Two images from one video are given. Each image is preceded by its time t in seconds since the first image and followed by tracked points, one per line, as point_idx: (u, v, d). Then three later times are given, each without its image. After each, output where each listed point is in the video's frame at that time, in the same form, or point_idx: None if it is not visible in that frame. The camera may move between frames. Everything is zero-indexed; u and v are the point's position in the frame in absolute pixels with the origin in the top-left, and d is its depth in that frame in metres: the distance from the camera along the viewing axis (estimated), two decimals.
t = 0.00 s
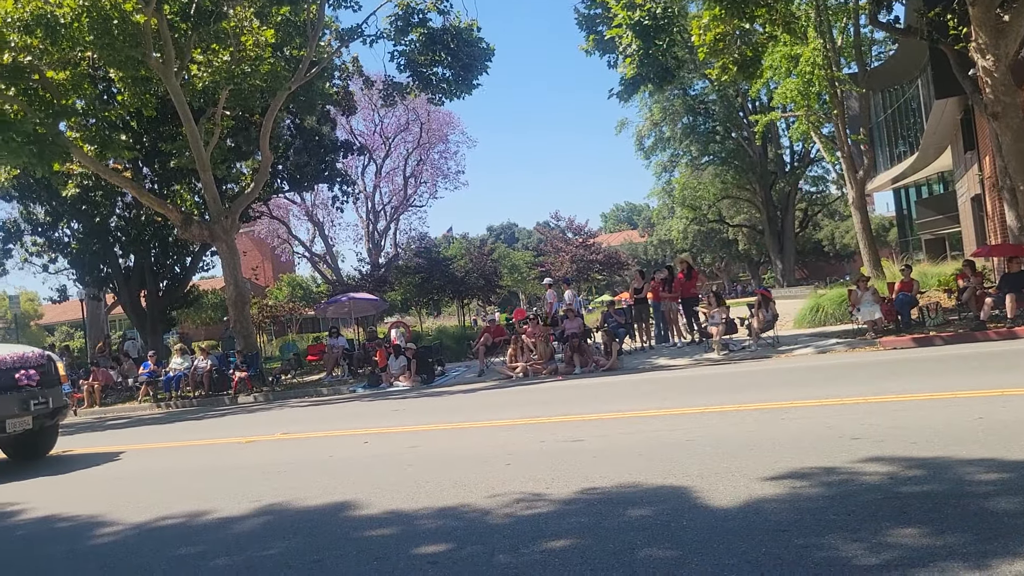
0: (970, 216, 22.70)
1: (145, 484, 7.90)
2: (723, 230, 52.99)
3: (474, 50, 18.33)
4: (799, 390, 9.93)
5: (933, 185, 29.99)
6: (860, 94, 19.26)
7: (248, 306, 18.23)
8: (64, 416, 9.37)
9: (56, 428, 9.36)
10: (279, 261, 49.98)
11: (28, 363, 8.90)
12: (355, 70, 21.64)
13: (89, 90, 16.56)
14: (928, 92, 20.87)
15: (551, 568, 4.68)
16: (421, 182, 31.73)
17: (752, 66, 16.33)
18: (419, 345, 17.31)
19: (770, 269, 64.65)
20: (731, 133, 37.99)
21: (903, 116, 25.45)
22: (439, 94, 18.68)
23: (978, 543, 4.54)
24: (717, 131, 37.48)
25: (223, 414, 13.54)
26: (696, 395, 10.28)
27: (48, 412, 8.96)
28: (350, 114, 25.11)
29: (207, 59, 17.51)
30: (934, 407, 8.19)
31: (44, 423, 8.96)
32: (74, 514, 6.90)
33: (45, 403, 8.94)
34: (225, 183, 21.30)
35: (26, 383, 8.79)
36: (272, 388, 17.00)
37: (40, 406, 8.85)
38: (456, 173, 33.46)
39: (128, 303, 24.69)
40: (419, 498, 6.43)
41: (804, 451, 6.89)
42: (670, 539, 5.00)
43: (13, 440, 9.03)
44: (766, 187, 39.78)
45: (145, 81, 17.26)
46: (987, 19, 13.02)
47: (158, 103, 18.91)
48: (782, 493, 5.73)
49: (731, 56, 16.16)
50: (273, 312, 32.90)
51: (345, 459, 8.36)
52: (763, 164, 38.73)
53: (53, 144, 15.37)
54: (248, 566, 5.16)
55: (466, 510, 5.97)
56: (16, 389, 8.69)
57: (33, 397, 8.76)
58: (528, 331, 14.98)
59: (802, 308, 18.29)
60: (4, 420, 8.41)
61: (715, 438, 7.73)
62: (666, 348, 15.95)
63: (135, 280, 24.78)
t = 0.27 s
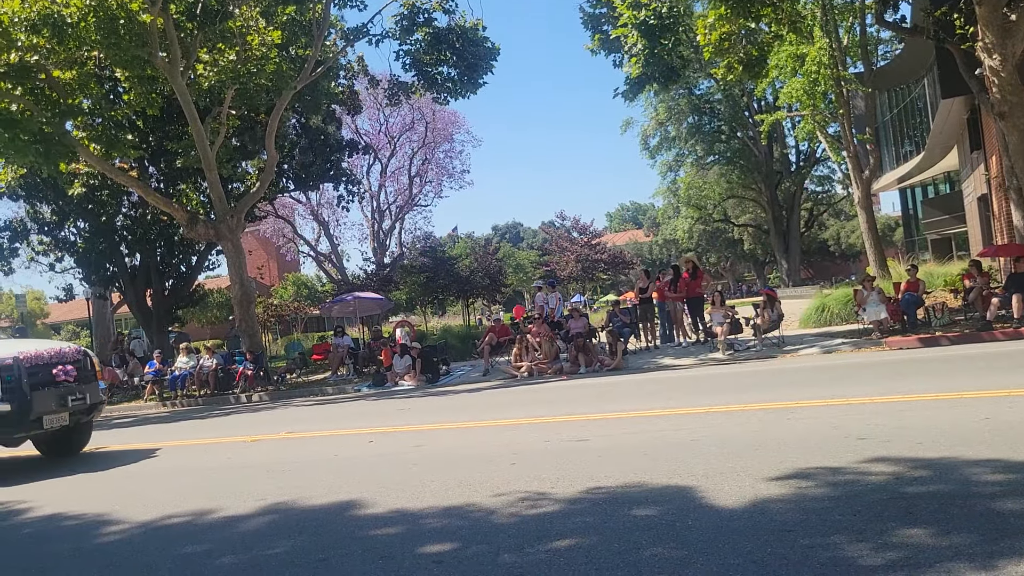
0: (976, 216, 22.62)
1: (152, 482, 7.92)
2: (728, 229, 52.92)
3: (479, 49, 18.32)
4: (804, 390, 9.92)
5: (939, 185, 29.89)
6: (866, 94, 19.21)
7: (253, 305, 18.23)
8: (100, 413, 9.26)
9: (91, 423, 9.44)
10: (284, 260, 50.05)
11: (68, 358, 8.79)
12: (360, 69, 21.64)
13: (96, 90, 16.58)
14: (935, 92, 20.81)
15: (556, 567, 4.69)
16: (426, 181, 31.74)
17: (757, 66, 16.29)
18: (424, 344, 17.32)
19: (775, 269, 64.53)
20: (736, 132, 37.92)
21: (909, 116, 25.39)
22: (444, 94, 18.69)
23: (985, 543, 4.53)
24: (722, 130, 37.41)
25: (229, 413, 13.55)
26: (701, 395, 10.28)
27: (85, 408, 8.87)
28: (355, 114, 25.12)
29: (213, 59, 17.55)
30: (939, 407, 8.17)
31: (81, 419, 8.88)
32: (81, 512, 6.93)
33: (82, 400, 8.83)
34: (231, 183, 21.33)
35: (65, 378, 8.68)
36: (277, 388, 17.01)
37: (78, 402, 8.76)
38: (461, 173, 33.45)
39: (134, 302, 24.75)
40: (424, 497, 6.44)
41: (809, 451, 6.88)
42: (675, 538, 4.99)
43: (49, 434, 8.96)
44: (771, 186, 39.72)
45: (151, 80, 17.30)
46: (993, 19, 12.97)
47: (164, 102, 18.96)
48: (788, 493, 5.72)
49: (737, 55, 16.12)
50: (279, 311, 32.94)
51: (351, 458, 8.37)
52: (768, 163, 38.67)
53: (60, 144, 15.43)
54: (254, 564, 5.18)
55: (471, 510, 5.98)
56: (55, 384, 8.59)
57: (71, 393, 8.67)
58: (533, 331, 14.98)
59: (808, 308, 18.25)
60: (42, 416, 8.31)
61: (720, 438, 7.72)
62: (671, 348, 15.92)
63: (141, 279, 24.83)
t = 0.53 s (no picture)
0: (982, 216, 22.55)
1: (158, 482, 7.94)
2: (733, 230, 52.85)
3: (483, 50, 18.32)
4: (809, 391, 9.90)
5: (945, 185, 29.82)
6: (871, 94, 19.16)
7: (258, 305, 18.24)
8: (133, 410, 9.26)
9: (124, 422, 9.45)
10: (288, 261, 50.13)
11: (103, 354, 8.72)
12: (365, 69, 21.65)
13: (102, 90, 16.62)
14: (940, 92, 20.76)
15: (560, 568, 4.69)
16: (431, 182, 31.76)
17: (762, 66, 16.26)
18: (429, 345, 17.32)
19: (780, 269, 64.42)
20: (741, 133, 37.87)
21: (914, 117, 25.32)
22: (449, 94, 18.70)
23: (990, 545, 4.52)
24: (727, 130, 37.34)
25: (234, 413, 13.58)
26: (706, 396, 10.26)
27: (120, 406, 8.82)
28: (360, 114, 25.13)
29: (217, 60, 17.57)
30: (944, 408, 8.15)
31: (116, 416, 8.82)
32: (86, 512, 6.95)
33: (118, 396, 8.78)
34: (236, 183, 21.37)
35: (100, 375, 8.62)
36: (282, 388, 17.02)
37: (114, 399, 8.70)
38: (466, 173, 33.42)
39: (138, 302, 24.81)
40: (428, 498, 6.44)
41: (814, 452, 6.87)
42: (679, 539, 4.99)
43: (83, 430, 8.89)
44: (776, 187, 39.66)
45: (156, 81, 17.34)
46: (999, 19, 12.94)
47: (169, 103, 19.00)
48: (793, 495, 5.71)
49: (741, 56, 16.07)
50: (283, 311, 32.99)
51: (356, 458, 8.38)
52: (773, 164, 38.61)
53: (65, 144, 15.50)
54: (259, 564, 5.19)
55: (475, 510, 5.98)
56: (91, 380, 8.53)
57: (108, 390, 8.62)
58: (537, 332, 14.97)
59: (813, 309, 18.21)
60: (80, 413, 8.26)
61: (724, 439, 7.71)
62: (676, 349, 15.91)
63: (145, 279, 24.87)
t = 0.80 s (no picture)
0: (985, 216, 22.53)
1: (162, 480, 7.94)
2: (735, 229, 52.81)
3: (487, 49, 18.31)
4: (813, 390, 9.88)
5: (948, 184, 29.78)
6: (874, 94, 19.15)
7: (261, 304, 18.26)
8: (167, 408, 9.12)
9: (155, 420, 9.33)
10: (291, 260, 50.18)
11: (137, 350, 8.54)
12: (368, 68, 21.65)
13: (105, 90, 16.65)
14: (944, 91, 20.73)
15: (564, 567, 4.68)
16: (434, 181, 31.77)
17: (766, 65, 16.23)
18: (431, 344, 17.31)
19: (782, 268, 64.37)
20: (744, 132, 37.83)
21: (917, 116, 25.29)
22: (452, 93, 18.70)
23: (995, 545, 4.51)
24: (730, 130, 37.29)
25: (236, 412, 13.60)
26: (709, 395, 10.26)
27: (154, 402, 8.64)
28: (363, 113, 25.14)
29: (221, 59, 17.58)
30: (948, 408, 8.14)
31: (151, 412, 8.64)
32: (89, 510, 6.95)
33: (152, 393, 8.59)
34: (239, 182, 21.39)
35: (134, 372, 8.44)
36: (285, 387, 17.05)
37: (151, 395, 8.52)
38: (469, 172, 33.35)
39: (142, 300, 24.82)
40: (431, 497, 6.44)
41: (817, 451, 6.86)
42: (683, 538, 4.99)
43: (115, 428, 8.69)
44: (779, 186, 39.65)
45: (159, 80, 17.35)
46: (1003, 18, 12.92)
47: (172, 102, 19.02)
48: (796, 494, 5.69)
49: (745, 55, 16.06)
50: (286, 310, 33.02)
51: (359, 457, 8.38)
52: (776, 163, 38.58)
53: (68, 143, 15.55)
54: (262, 563, 5.19)
55: (478, 509, 5.98)
56: (127, 376, 8.35)
57: (143, 387, 8.44)
58: (539, 331, 14.98)
59: (815, 309, 18.19)
60: (116, 410, 8.06)
61: (727, 438, 7.71)
62: (678, 348, 15.91)
63: (149, 278, 24.89)
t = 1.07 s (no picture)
0: (991, 215, 22.47)
1: (168, 479, 7.96)
2: (740, 228, 52.73)
3: (491, 48, 18.30)
4: (819, 390, 9.87)
5: (954, 183, 29.69)
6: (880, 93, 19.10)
7: (266, 303, 18.27)
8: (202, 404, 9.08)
9: (190, 417, 9.36)
10: (296, 259, 50.24)
11: (176, 347, 8.49)
12: (372, 68, 21.66)
13: (111, 89, 16.68)
14: (950, 90, 20.67)
15: (568, 567, 4.68)
16: (438, 180, 31.78)
17: (771, 65, 16.20)
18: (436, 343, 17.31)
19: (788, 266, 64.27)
20: (749, 131, 37.76)
21: (923, 115, 25.22)
22: (457, 93, 18.71)
23: (1001, 545, 4.50)
24: (735, 129, 37.23)
25: (242, 411, 13.62)
26: (714, 395, 10.25)
27: (193, 399, 8.58)
28: (367, 113, 25.16)
29: (226, 59, 17.60)
30: (954, 408, 8.11)
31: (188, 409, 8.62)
32: (95, 509, 6.98)
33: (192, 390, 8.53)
34: (244, 182, 21.42)
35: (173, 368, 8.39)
36: (290, 386, 17.08)
37: (189, 391, 8.50)
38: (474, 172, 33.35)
39: (147, 299, 24.87)
40: (436, 496, 6.44)
41: (822, 452, 6.85)
42: (688, 539, 4.98)
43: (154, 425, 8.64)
44: (784, 185, 39.59)
45: (165, 80, 17.37)
46: (1009, 17, 12.88)
47: (177, 101, 19.05)
48: (802, 494, 5.69)
49: (750, 55, 16.02)
50: (291, 309, 33.07)
51: (364, 457, 8.40)
52: (781, 162, 38.52)
53: (75, 143, 15.62)
54: (267, 562, 5.20)
55: (483, 509, 5.98)
56: (166, 373, 8.29)
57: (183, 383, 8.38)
58: (544, 331, 14.98)
59: (821, 308, 18.15)
60: (155, 406, 8.00)
61: (732, 438, 7.70)
62: (683, 348, 15.90)
63: (155, 276, 24.92)
